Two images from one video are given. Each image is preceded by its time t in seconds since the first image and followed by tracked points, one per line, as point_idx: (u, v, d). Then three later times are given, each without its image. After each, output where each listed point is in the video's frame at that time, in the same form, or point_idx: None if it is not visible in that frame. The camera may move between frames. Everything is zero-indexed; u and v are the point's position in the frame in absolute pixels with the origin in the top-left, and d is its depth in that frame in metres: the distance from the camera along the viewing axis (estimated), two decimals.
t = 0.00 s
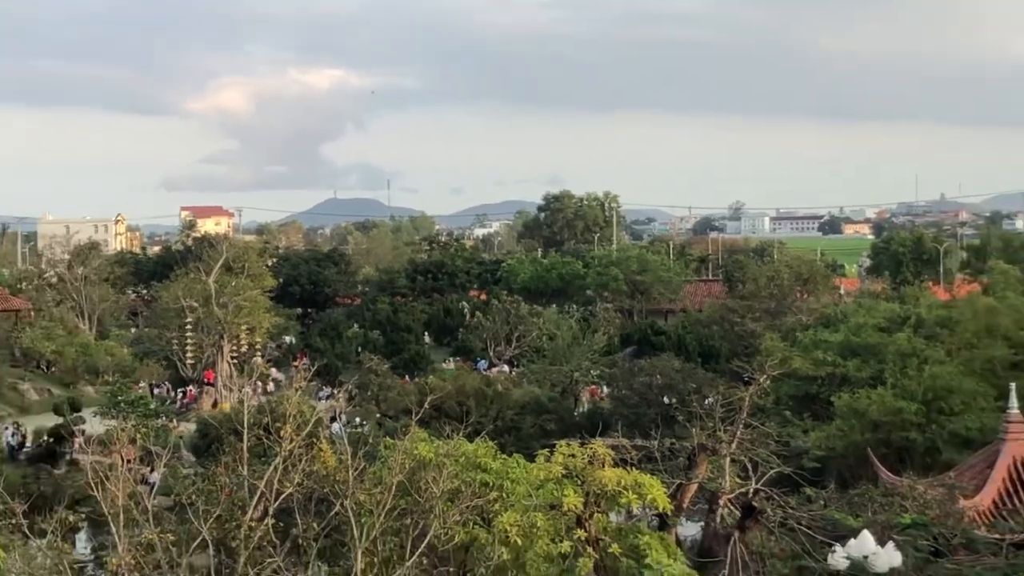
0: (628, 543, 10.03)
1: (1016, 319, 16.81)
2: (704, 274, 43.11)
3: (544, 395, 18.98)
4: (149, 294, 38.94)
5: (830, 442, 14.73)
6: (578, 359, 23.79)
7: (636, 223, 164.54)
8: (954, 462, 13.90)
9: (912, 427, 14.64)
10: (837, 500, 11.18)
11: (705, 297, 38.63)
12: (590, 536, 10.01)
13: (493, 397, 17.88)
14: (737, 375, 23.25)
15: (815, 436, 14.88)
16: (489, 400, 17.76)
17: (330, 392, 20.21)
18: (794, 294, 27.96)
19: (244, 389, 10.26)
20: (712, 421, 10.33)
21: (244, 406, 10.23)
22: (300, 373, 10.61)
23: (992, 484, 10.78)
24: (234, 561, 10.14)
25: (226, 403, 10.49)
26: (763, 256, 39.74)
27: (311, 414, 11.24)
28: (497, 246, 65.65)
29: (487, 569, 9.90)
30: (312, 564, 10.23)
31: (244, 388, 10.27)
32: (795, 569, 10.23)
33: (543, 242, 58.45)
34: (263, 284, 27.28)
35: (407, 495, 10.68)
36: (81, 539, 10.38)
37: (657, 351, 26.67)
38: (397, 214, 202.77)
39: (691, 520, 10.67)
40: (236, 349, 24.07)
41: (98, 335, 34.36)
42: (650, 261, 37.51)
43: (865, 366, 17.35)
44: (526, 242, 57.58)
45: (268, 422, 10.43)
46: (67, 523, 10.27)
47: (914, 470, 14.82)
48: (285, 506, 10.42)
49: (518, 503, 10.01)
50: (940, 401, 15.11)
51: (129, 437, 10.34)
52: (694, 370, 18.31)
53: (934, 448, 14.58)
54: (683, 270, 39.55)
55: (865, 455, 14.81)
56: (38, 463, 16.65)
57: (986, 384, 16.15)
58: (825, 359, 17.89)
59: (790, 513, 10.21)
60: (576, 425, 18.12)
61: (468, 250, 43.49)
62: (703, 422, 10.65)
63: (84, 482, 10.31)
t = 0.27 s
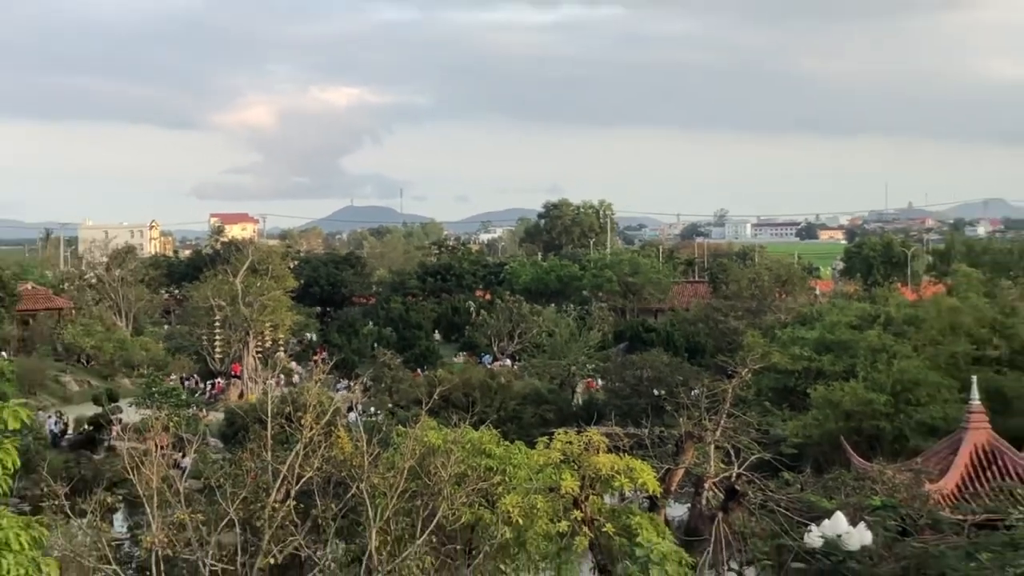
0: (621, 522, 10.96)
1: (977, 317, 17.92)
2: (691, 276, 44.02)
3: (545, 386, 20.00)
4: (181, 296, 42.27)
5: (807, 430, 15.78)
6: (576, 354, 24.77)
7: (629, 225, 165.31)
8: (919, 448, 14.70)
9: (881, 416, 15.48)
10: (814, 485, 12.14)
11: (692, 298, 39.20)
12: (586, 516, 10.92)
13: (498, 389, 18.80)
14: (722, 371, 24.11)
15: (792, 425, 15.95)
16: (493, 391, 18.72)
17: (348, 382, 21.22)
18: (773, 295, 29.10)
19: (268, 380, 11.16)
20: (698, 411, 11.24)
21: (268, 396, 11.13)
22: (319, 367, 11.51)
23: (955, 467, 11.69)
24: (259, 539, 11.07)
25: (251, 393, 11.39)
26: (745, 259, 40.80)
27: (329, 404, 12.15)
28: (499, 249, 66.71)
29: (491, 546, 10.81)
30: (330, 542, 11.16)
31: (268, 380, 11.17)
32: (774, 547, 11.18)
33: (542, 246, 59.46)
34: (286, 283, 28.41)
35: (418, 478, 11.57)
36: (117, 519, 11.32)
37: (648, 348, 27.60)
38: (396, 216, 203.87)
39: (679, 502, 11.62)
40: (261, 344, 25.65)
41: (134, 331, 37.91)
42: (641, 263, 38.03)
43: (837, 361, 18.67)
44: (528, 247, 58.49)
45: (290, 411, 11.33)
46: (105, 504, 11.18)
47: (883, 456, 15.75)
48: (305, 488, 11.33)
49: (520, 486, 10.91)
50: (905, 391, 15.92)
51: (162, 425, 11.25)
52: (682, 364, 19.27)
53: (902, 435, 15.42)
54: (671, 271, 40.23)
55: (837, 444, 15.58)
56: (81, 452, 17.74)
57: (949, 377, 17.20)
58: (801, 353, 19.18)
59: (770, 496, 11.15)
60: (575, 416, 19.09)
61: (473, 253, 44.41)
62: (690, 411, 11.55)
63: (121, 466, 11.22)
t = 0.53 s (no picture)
0: (612, 494, 12.17)
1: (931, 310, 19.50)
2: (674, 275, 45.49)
3: (543, 372, 21.51)
4: (216, 292, 47.59)
5: (779, 413, 17.33)
6: (570, 343, 26.22)
7: (620, 227, 166.80)
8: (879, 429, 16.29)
9: (845, 400, 17.11)
10: (784, 461, 13.53)
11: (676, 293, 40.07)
12: (581, 489, 12.13)
13: (500, 373, 20.15)
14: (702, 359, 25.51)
15: (765, 408, 17.47)
16: (496, 375, 20.13)
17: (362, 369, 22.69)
18: (748, 292, 30.72)
19: (294, 366, 12.41)
20: (680, 394, 12.48)
21: (294, 380, 12.38)
22: (339, 354, 12.76)
23: (910, 447, 13.03)
24: (286, 508, 12.32)
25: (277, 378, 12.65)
26: (722, 258, 42.46)
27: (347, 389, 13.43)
28: (500, 249, 68.41)
29: (495, 516, 12.05)
30: (350, 511, 12.44)
31: (294, 365, 12.44)
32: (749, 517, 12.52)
33: (539, 247, 60.96)
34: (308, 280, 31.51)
35: (428, 455, 12.80)
36: (157, 490, 12.58)
37: (634, 338, 29.21)
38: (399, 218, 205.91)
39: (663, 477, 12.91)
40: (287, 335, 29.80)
41: (174, 322, 42.96)
42: (629, 261, 39.48)
43: (806, 350, 20.36)
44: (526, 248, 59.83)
45: (313, 394, 12.59)
46: (148, 478, 12.47)
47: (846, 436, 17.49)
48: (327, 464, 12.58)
49: (520, 462, 12.16)
50: (867, 378, 17.57)
51: (199, 407, 12.52)
52: (666, 353, 20.65)
53: (865, 417, 16.99)
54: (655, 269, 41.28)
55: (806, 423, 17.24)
56: (123, 433, 19.26)
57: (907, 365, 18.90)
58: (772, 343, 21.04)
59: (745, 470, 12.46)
60: (571, 399, 20.54)
61: (479, 254, 45.87)
62: (673, 394, 12.83)
63: (162, 443, 12.49)
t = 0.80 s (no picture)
0: (604, 469, 13.31)
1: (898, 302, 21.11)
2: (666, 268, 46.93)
3: (541, 357, 22.95)
4: (242, 284, 51.34)
5: (758, 396, 19.65)
6: (568, 332, 27.59)
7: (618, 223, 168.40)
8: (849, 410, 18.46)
9: (819, 383, 19.23)
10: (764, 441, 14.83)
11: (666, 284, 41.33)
12: (576, 464, 13.26)
13: (502, 358, 21.50)
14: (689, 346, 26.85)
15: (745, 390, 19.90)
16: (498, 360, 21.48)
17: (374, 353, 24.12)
18: (729, 284, 32.84)
19: (312, 352, 13.49)
20: (667, 377, 13.62)
21: (312, 365, 13.47)
22: (354, 340, 13.85)
23: (880, 426, 14.29)
24: (306, 481, 13.46)
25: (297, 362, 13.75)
26: (705, 254, 44.14)
27: (361, 373, 14.56)
28: (500, 244, 70.01)
29: (498, 489, 13.17)
30: (364, 484, 13.58)
31: (312, 351, 13.51)
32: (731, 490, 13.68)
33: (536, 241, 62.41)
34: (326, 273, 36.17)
35: (436, 432, 13.91)
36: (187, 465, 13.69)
37: (626, 326, 30.71)
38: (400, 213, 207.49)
39: (652, 452, 14.09)
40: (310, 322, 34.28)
41: (203, 310, 47.36)
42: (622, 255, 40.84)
43: (784, 337, 22.58)
44: (525, 244, 61.10)
45: (330, 377, 13.71)
46: (178, 453, 13.59)
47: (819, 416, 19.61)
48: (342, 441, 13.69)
49: (520, 439, 13.24)
50: (839, 363, 19.57)
51: (225, 388, 13.65)
52: (657, 340, 21.98)
53: (836, 399, 19.13)
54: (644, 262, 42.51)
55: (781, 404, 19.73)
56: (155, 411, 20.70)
57: (875, 352, 20.54)
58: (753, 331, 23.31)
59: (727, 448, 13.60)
60: (568, 380, 21.98)
61: (483, 249, 47.30)
62: (661, 378, 13.97)
63: (191, 421, 13.61)
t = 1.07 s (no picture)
0: (597, 445, 14.48)
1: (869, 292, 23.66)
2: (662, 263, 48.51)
3: (541, 343, 24.46)
4: (266, 275, 53.96)
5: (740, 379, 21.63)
6: (566, 321, 29.03)
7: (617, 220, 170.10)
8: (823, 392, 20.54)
9: (797, 367, 21.09)
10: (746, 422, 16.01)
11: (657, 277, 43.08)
12: (572, 441, 14.45)
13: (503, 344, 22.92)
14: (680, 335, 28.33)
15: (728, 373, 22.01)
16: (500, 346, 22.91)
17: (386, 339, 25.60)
18: (713, 276, 35.31)
19: (329, 337, 14.65)
20: (656, 362, 14.83)
21: (330, 349, 14.64)
22: (368, 328, 15.03)
23: (853, 408, 15.68)
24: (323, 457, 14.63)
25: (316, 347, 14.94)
26: (690, 250, 45.84)
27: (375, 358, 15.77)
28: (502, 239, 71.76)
29: (500, 464, 14.32)
30: (377, 459, 14.75)
31: (330, 337, 14.68)
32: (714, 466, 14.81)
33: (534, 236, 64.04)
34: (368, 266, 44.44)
35: (443, 413, 15.07)
36: (213, 441, 14.85)
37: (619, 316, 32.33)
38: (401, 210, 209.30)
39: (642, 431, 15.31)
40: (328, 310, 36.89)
41: (228, 301, 50.24)
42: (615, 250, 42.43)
43: (763, 326, 24.52)
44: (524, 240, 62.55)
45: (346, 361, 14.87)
46: (206, 430, 14.78)
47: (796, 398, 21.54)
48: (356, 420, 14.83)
49: (520, 418, 14.37)
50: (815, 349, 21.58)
51: (250, 371, 14.83)
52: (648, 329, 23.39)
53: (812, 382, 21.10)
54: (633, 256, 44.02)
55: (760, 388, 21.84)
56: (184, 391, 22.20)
57: (849, 338, 22.59)
58: (736, 321, 25.33)
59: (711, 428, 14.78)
60: (564, 365, 23.38)
61: (486, 244, 48.93)
62: (650, 363, 15.18)
63: (219, 400, 14.81)
